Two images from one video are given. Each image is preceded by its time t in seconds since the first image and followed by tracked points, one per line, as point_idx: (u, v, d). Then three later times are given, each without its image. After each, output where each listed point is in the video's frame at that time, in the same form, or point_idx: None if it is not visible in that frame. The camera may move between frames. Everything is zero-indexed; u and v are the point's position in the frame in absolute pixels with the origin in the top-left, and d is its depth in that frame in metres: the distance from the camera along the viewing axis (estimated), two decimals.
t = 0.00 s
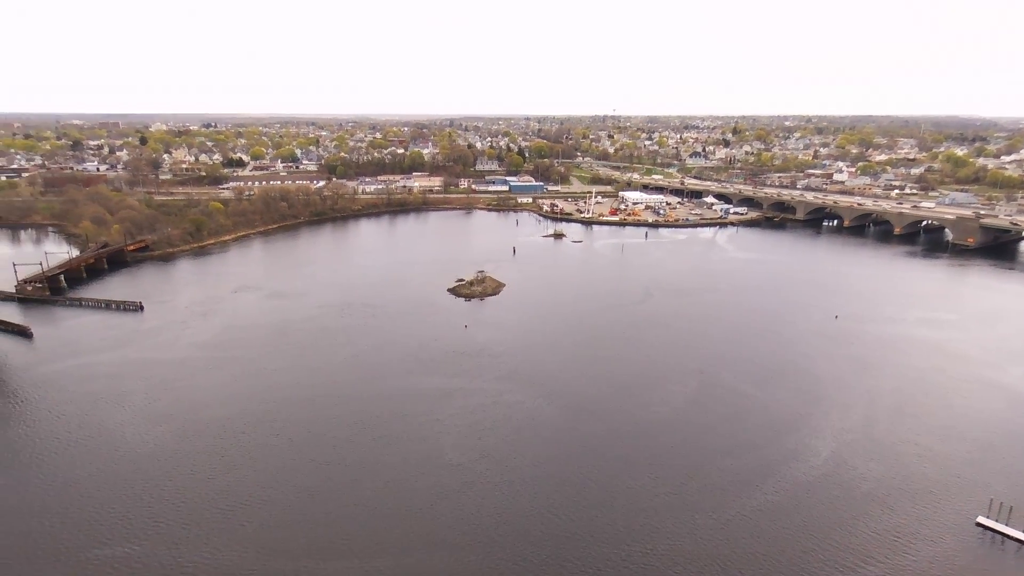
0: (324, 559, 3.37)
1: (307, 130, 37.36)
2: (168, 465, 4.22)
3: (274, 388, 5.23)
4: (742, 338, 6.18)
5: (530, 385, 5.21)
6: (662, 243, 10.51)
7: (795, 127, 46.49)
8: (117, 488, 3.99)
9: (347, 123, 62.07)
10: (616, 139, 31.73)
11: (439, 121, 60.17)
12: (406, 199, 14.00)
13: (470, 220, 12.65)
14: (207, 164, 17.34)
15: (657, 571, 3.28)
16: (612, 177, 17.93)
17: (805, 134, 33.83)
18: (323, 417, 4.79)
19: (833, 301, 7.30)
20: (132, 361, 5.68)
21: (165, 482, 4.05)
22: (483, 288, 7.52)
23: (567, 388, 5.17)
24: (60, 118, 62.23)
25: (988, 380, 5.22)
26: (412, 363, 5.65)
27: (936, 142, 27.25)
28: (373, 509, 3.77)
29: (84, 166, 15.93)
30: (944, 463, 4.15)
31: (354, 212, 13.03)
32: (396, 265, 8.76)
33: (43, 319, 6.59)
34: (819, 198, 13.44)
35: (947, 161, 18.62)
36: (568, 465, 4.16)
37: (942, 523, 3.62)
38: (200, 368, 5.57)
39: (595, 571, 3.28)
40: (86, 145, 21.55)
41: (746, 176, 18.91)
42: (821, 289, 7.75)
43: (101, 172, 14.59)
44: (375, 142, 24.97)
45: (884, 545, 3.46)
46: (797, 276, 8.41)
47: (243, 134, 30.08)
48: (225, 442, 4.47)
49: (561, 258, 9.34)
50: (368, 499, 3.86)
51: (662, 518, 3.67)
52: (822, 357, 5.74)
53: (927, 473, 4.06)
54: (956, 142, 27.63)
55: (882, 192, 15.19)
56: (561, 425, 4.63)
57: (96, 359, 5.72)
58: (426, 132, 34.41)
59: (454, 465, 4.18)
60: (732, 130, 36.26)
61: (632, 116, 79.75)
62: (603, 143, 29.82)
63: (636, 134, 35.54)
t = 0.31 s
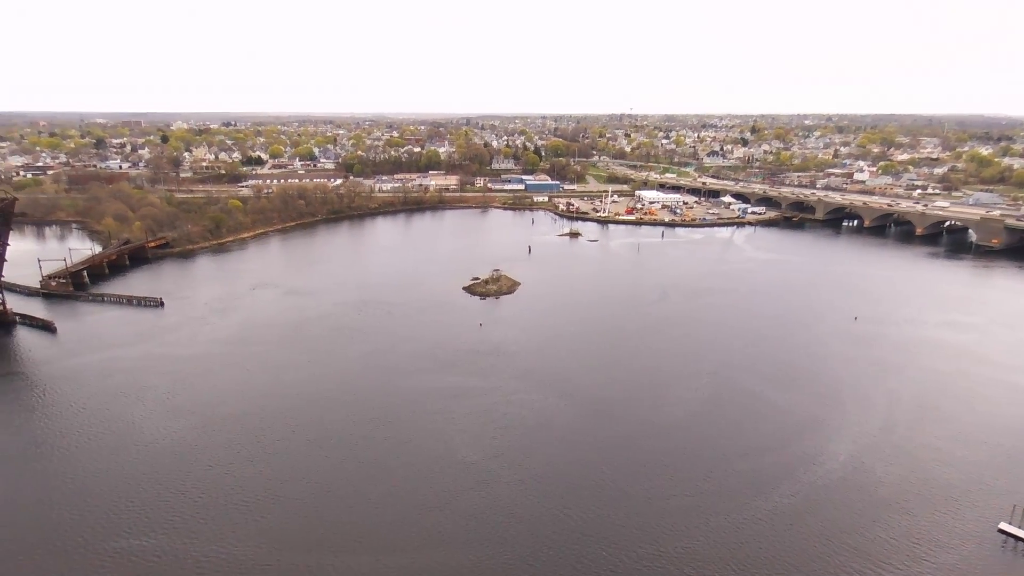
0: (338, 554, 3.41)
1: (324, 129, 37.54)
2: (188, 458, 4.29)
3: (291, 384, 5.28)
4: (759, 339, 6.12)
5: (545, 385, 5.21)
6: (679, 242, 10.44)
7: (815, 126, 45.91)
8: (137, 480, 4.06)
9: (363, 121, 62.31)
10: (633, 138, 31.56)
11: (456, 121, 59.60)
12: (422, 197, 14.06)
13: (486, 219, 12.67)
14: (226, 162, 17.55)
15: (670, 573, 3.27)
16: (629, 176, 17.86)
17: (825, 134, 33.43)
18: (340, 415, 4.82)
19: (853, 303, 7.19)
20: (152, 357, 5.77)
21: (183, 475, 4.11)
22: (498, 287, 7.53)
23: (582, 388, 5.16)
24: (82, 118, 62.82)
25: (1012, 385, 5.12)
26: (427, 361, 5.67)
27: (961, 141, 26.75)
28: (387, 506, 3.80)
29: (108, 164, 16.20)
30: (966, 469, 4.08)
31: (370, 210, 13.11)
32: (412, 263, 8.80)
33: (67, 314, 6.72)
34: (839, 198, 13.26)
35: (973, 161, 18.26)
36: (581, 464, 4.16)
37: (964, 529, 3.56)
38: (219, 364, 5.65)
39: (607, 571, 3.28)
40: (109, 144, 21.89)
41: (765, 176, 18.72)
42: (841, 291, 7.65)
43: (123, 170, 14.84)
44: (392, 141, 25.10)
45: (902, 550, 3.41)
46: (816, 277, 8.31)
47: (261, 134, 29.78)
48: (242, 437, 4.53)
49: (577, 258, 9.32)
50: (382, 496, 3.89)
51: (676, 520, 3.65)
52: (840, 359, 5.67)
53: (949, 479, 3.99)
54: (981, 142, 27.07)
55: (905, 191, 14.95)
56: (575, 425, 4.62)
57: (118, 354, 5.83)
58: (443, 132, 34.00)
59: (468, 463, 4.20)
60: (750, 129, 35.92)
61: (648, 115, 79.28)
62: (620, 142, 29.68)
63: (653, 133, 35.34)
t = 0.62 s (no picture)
0: (354, 550, 3.44)
1: (342, 129, 37.84)
2: (207, 453, 4.35)
3: (308, 381, 5.33)
4: (778, 342, 6.06)
5: (561, 385, 5.21)
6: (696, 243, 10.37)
7: (835, 126, 45.32)
8: (157, 474, 4.13)
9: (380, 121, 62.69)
10: (651, 138, 31.40)
11: (473, 121, 59.37)
12: (439, 197, 14.12)
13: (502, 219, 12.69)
14: (247, 161, 17.77)
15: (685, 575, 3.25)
16: (646, 176, 17.77)
17: (847, 134, 32.98)
18: (357, 412, 4.86)
19: (874, 305, 7.09)
20: (172, 353, 5.86)
21: (202, 470, 4.17)
22: (514, 287, 7.53)
23: (598, 388, 5.15)
24: (108, 118, 63.93)
25: None
26: (444, 360, 5.70)
27: (987, 142, 26.24)
28: (402, 503, 3.82)
29: (132, 163, 16.49)
30: (990, 477, 4.00)
31: (388, 209, 13.19)
32: (429, 262, 8.84)
33: (92, 309, 6.87)
34: (861, 199, 13.08)
35: (1000, 161, 17.90)
36: (596, 466, 4.15)
37: (987, 538, 3.49)
38: (238, 360, 5.74)
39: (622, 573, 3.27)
40: (133, 143, 22.27)
41: (785, 176, 18.53)
42: (861, 293, 7.55)
43: (147, 168, 15.10)
44: (410, 140, 25.23)
45: (923, 558, 3.35)
46: (836, 279, 8.20)
47: (281, 134, 29.76)
48: (261, 433, 4.59)
49: (593, 258, 9.29)
50: (398, 494, 3.91)
51: (692, 522, 3.62)
52: (860, 362, 5.59)
53: (972, 486, 3.92)
54: (1009, 142, 26.49)
55: (928, 193, 14.71)
56: (591, 426, 4.61)
57: (140, 349, 5.94)
58: (461, 131, 33.89)
59: (483, 462, 4.21)
60: (770, 129, 35.58)
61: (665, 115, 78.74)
62: (638, 142, 29.54)
63: (671, 133, 35.12)
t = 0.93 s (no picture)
0: (365, 548, 3.46)
1: (359, 130, 38.10)
2: (222, 450, 4.40)
3: (322, 380, 5.37)
4: (794, 345, 6.00)
5: (575, 386, 5.20)
6: (712, 245, 10.31)
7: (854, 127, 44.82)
8: (172, 470, 4.19)
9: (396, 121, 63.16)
10: (667, 139, 31.25)
11: (488, 121, 59.55)
12: (455, 197, 14.17)
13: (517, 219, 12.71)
14: (265, 161, 17.96)
15: None
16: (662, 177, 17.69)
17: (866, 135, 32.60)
18: (370, 411, 4.89)
19: (892, 309, 6.99)
20: (189, 350, 5.94)
21: (217, 466, 4.22)
22: (527, 288, 7.53)
23: (612, 390, 5.13)
24: (129, 119, 65.10)
25: None
26: (457, 360, 5.71)
27: (1012, 144, 25.77)
28: (413, 503, 3.84)
29: (153, 162, 16.75)
30: (1011, 485, 3.93)
31: (404, 209, 13.27)
32: (443, 263, 8.87)
33: (112, 307, 6.97)
34: (881, 201, 12.91)
35: None
36: (608, 468, 4.13)
37: (1007, 547, 3.43)
38: (254, 358, 5.79)
39: None
40: (154, 143, 22.59)
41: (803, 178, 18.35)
42: (880, 297, 7.45)
43: (167, 168, 15.32)
44: (426, 141, 25.34)
45: (941, 567, 3.30)
46: (854, 282, 8.11)
47: (299, 134, 30.08)
48: (275, 431, 4.63)
49: (608, 259, 9.26)
50: (410, 493, 3.93)
51: (704, 527, 3.60)
52: (878, 367, 5.52)
53: (992, 494, 3.85)
54: None
55: (950, 195, 14.48)
56: (604, 428, 4.59)
57: (157, 346, 6.02)
58: (478, 132, 34.09)
59: (495, 463, 4.21)
60: (787, 131, 35.29)
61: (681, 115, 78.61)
62: (654, 143, 29.40)
63: (687, 134, 34.94)
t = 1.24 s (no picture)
0: (380, 546, 3.48)
1: (375, 129, 38.32)
2: (239, 446, 4.45)
3: (339, 378, 5.41)
4: (812, 347, 5.93)
5: (590, 386, 5.19)
6: (729, 245, 10.23)
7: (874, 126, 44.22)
8: (191, 466, 4.25)
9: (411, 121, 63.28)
10: (684, 139, 31.04)
11: (504, 121, 59.58)
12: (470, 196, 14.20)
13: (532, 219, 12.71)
14: (284, 160, 18.15)
15: None
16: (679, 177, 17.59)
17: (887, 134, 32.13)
18: (385, 409, 4.92)
19: (913, 311, 6.89)
20: (208, 347, 6.02)
21: (234, 463, 4.27)
22: (543, 288, 7.53)
23: (628, 391, 5.11)
24: (149, 118, 66.06)
25: None
26: (472, 359, 5.73)
27: None
28: (428, 501, 3.85)
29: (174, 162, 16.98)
30: None
31: (420, 208, 13.34)
32: (459, 262, 8.90)
33: (133, 304, 7.09)
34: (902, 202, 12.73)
35: None
36: (624, 470, 4.12)
37: None
38: (271, 355, 5.85)
39: None
40: (176, 142, 22.89)
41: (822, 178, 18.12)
42: (901, 299, 7.34)
43: (187, 167, 15.52)
44: (442, 140, 25.43)
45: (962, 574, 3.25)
46: (874, 283, 8.00)
47: (317, 134, 30.37)
48: (292, 428, 4.67)
49: (623, 259, 9.23)
50: (425, 491, 3.95)
51: (721, 531, 3.57)
52: (899, 370, 5.44)
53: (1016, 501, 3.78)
54: None
55: (974, 195, 14.23)
56: (619, 429, 4.58)
57: (177, 342, 6.11)
58: (494, 132, 34.08)
59: (510, 463, 4.22)
60: (806, 130, 34.92)
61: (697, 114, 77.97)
62: (671, 143, 29.23)
63: (705, 133, 34.66)
